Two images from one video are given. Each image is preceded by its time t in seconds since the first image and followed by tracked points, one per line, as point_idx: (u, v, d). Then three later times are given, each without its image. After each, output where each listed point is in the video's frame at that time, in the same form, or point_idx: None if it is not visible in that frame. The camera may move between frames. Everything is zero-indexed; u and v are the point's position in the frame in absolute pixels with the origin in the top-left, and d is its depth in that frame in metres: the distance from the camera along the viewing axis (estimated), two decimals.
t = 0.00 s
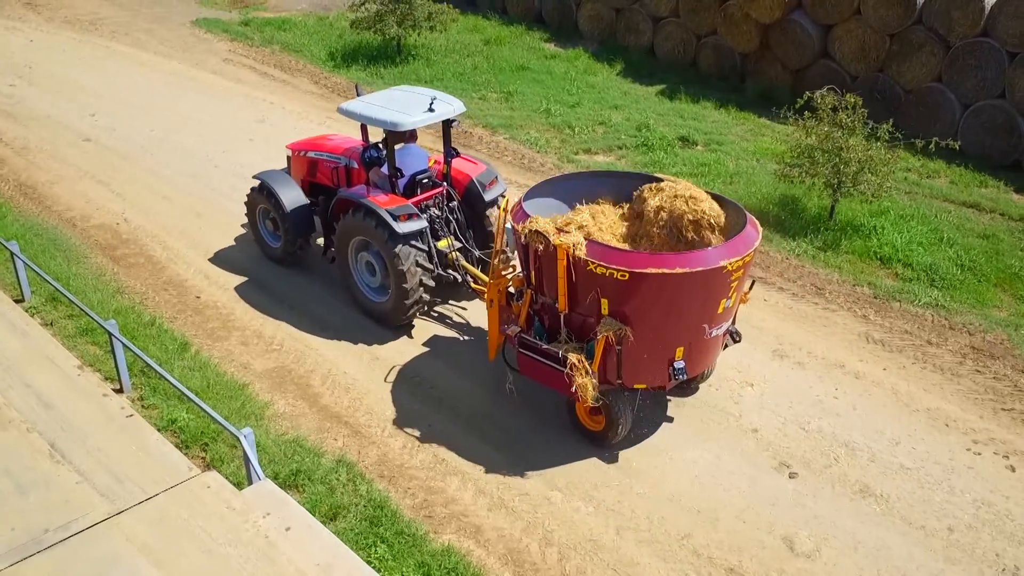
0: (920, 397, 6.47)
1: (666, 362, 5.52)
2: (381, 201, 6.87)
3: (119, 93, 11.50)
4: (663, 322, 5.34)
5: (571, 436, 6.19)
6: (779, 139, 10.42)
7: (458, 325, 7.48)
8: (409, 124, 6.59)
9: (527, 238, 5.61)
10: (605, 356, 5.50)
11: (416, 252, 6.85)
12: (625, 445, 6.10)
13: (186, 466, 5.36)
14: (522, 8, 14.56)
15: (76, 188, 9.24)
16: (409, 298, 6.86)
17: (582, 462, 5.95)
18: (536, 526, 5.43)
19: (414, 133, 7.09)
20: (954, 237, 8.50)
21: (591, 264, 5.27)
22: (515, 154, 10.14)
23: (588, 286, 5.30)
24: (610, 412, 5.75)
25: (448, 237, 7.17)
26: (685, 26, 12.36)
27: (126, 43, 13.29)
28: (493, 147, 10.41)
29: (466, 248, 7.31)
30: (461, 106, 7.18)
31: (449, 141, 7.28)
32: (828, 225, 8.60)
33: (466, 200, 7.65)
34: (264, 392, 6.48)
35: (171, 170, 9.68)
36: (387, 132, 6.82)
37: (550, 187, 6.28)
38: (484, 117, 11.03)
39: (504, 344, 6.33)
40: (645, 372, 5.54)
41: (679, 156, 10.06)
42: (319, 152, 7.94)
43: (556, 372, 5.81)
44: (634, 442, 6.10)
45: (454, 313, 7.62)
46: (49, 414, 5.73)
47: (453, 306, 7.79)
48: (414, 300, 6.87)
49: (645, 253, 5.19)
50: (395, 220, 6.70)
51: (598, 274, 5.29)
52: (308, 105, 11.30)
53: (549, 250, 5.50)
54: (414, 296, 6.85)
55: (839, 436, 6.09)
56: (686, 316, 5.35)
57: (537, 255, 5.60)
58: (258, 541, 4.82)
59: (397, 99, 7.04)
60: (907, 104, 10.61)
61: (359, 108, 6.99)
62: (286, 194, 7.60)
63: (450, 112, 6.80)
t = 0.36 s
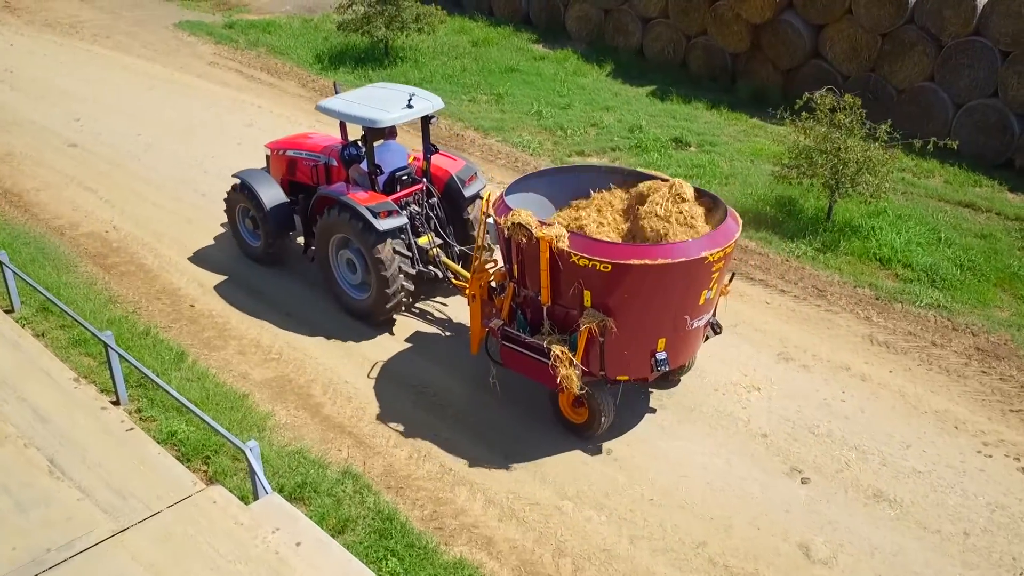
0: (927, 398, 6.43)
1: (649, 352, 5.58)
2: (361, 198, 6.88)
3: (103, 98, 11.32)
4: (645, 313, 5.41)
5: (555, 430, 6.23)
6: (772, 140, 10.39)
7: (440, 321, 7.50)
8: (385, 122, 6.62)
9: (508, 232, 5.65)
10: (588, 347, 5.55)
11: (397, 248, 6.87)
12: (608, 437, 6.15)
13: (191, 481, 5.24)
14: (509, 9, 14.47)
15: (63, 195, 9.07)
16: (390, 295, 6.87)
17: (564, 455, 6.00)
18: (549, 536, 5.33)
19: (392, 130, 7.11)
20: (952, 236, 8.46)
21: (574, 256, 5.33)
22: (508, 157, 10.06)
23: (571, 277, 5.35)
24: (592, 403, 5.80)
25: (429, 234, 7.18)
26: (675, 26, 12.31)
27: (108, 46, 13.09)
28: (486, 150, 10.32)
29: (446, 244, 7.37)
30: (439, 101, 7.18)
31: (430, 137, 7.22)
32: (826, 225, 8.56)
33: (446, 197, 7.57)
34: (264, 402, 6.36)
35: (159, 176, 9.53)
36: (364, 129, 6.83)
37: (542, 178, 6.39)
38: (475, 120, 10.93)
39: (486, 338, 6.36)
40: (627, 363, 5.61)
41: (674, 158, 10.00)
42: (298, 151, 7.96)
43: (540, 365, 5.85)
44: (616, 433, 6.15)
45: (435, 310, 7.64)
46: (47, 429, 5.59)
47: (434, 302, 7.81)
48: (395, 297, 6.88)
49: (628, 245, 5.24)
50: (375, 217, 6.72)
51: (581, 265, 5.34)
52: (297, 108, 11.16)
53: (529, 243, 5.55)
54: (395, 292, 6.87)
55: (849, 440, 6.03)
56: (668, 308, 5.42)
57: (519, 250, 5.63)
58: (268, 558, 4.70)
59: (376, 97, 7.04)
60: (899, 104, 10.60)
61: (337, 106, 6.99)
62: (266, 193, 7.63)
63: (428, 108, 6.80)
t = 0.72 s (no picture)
0: (930, 399, 6.40)
1: (625, 345, 5.60)
2: (337, 195, 6.84)
3: (84, 103, 11.14)
4: (619, 307, 5.42)
5: (533, 424, 6.24)
6: (761, 141, 10.37)
7: (419, 317, 7.49)
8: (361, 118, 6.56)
9: (484, 228, 5.63)
10: (564, 341, 5.56)
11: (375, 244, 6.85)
12: (585, 430, 6.17)
13: (192, 495, 5.12)
14: (492, 10, 14.40)
15: (47, 203, 8.91)
16: (368, 292, 6.85)
17: (544, 448, 6.02)
18: (558, 546, 5.23)
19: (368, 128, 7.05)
20: (946, 236, 8.46)
21: (548, 251, 5.31)
22: (498, 159, 9.99)
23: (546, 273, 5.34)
24: (569, 395, 5.82)
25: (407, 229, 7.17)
26: (661, 26, 12.27)
27: (87, 50, 12.89)
28: (475, 152, 10.24)
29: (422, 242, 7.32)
30: (416, 100, 7.13)
31: (406, 136, 7.22)
32: (821, 225, 8.53)
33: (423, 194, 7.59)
34: (262, 413, 6.25)
35: (144, 182, 9.38)
36: (342, 125, 6.78)
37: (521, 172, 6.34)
38: (463, 122, 10.84)
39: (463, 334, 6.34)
40: (603, 357, 5.64)
41: (665, 159, 9.96)
42: (275, 150, 7.87)
43: (518, 359, 5.85)
44: (594, 426, 6.17)
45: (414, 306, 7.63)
46: (41, 444, 5.46)
47: (414, 298, 7.80)
48: (373, 294, 6.87)
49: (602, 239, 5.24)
50: (352, 213, 6.69)
51: (555, 260, 5.33)
52: (282, 112, 11.03)
53: (505, 239, 5.53)
54: (373, 289, 6.85)
55: (855, 443, 5.99)
56: (643, 300, 5.44)
57: (495, 245, 5.62)
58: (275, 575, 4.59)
59: (352, 95, 7.00)
60: (887, 102, 10.61)
61: (315, 103, 6.92)
62: (242, 191, 7.59)
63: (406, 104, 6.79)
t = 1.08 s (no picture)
0: (934, 408, 6.33)
1: (599, 344, 5.61)
2: (311, 198, 6.78)
3: (64, 110, 10.92)
4: (593, 306, 5.42)
5: (509, 426, 6.22)
6: (752, 144, 10.28)
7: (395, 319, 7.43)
8: (334, 119, 6.45)
9: (458, 229, 5.61)
10: (538, 341, 5.55)
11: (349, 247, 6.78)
12: (561, 431, 6.16)
13: (188, 520, 4.97)
14: (476, 13, 14.27)
15: (28, 214, 8.71)
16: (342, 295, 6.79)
17: (520, 449, 6.00)
18: (565, 565, 5.10)
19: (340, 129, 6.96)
20: (942, 239, 8.39)
21: (522, 251, 5.30)
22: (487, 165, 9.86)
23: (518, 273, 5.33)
24: (545, 395, 5.80)
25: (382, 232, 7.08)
26: (648, 29, 12.19)
27: (65, 54, 12.65)
28: (464, 158, 10.11)
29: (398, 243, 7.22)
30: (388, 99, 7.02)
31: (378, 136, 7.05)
32: (815, 229, 8.44)
33: (397, 195, 7.53)
34: (256, 430, 6.10)
35: (128, 191, 9.21)
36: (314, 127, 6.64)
37: (497, 172, 6.23)
38: (451, 127, 10.70)
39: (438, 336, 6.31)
40: (578, 356, 5.64)
41: (656, 163, 9.85)
42: (246, 153, 7.83)
43: (494, 360, 5.82)
44: (571, 426, 6.18)
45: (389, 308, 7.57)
46: (31, 468, 5.29)
47: (388, 300, 7.75)
48: (346, 297, 6.82)
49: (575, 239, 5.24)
50: (325, 215, 6.63)
51: (528, 260, 5.32)
52: (267, 118, 10.86)
53: (478, 240, 5.51)
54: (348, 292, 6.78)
55: (861, 453, 5.91)
56: (616, 299, 5.45)
57: (469, 246, 5.60)
58: None
59: (324, 97, 6.84)
60: (878, 104, 10.55)
61: (286, 106, 6.76)
62: (216, 194, 7.53)
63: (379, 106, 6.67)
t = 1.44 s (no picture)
0: (957, 448, 6.10)
1: (579, 370, 5.52)
2: (291, 219, 6.68)
3: (60, 130, 10.70)
4: (572, 331, 5.35)
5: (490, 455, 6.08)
6: (762, 167, 10.05)
7: (379, 342, 7.28)
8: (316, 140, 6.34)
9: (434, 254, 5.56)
10: (517, 369, 5.49)
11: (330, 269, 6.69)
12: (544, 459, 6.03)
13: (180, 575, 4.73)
14: (479, 30, 14.07)
15: (20, 240, 8.49)
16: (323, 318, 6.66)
17: (499, 478, 5.87)
18: None
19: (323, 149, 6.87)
20: (958, 267, 8.16)
21: (499, 276, 5.24)
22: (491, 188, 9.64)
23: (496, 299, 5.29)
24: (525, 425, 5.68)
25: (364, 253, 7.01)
26: (655, 47, 11.99)
27: (62, 73, 12.43)
28: (467, 180, 9.88)
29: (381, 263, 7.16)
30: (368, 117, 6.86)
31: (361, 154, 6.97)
32: (828, 256, 8.21)
33: (381, 217, 7.37)
34: (252, 472, 5.86)
35: (123, 216, 8.98)
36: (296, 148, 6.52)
37: (493, 189, 6.13)
38: (454, 148, 10.48)
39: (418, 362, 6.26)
40: (558, 383, 5.55)
41: (664, 187, 9.62)
42: (229, 171, 7.60)
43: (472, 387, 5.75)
44: (554, 454, 6.06)
45: (373, 331, 7.42)
46: (15, 517, 5.05)
47: (372, 322, 7.59)
48: (328, 321, 6.69)
49: (553, 263, 5.18)
50: (305, 237, 6.53)
51: (506, 286, 5.26)
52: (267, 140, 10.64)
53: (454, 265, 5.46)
54: (329, 315, 6.65)
55: (882, 498, 5.67)
56: (595, 325, 5.37)
57: (446, 271, 5.54)
58: None
59: (304, 116, 6.80)
60: (890, 125, 10.33)
61: (265, 125, 6.72)
62: (196, 214, 7.40)
63: (361, 124, 6.60)
